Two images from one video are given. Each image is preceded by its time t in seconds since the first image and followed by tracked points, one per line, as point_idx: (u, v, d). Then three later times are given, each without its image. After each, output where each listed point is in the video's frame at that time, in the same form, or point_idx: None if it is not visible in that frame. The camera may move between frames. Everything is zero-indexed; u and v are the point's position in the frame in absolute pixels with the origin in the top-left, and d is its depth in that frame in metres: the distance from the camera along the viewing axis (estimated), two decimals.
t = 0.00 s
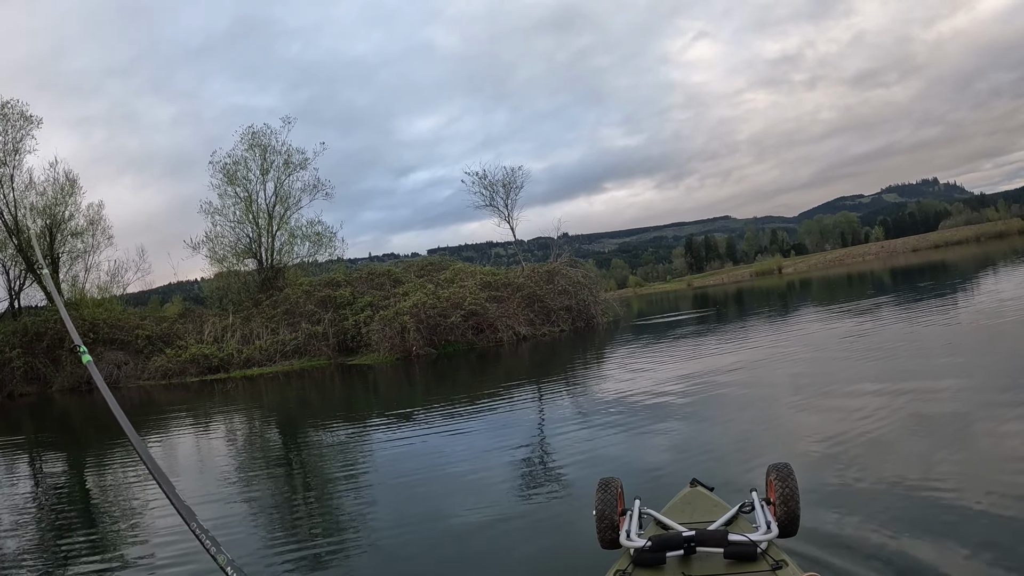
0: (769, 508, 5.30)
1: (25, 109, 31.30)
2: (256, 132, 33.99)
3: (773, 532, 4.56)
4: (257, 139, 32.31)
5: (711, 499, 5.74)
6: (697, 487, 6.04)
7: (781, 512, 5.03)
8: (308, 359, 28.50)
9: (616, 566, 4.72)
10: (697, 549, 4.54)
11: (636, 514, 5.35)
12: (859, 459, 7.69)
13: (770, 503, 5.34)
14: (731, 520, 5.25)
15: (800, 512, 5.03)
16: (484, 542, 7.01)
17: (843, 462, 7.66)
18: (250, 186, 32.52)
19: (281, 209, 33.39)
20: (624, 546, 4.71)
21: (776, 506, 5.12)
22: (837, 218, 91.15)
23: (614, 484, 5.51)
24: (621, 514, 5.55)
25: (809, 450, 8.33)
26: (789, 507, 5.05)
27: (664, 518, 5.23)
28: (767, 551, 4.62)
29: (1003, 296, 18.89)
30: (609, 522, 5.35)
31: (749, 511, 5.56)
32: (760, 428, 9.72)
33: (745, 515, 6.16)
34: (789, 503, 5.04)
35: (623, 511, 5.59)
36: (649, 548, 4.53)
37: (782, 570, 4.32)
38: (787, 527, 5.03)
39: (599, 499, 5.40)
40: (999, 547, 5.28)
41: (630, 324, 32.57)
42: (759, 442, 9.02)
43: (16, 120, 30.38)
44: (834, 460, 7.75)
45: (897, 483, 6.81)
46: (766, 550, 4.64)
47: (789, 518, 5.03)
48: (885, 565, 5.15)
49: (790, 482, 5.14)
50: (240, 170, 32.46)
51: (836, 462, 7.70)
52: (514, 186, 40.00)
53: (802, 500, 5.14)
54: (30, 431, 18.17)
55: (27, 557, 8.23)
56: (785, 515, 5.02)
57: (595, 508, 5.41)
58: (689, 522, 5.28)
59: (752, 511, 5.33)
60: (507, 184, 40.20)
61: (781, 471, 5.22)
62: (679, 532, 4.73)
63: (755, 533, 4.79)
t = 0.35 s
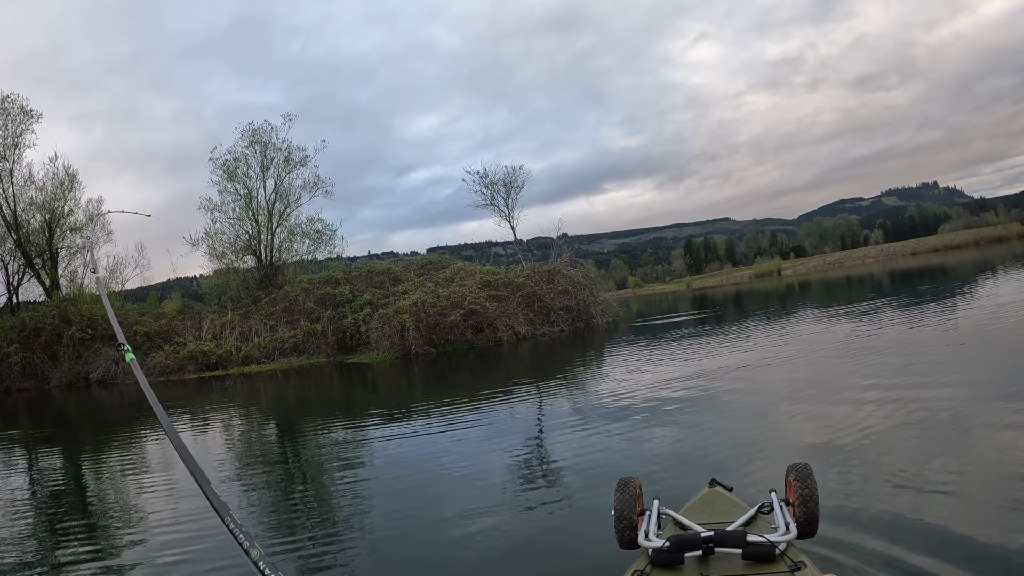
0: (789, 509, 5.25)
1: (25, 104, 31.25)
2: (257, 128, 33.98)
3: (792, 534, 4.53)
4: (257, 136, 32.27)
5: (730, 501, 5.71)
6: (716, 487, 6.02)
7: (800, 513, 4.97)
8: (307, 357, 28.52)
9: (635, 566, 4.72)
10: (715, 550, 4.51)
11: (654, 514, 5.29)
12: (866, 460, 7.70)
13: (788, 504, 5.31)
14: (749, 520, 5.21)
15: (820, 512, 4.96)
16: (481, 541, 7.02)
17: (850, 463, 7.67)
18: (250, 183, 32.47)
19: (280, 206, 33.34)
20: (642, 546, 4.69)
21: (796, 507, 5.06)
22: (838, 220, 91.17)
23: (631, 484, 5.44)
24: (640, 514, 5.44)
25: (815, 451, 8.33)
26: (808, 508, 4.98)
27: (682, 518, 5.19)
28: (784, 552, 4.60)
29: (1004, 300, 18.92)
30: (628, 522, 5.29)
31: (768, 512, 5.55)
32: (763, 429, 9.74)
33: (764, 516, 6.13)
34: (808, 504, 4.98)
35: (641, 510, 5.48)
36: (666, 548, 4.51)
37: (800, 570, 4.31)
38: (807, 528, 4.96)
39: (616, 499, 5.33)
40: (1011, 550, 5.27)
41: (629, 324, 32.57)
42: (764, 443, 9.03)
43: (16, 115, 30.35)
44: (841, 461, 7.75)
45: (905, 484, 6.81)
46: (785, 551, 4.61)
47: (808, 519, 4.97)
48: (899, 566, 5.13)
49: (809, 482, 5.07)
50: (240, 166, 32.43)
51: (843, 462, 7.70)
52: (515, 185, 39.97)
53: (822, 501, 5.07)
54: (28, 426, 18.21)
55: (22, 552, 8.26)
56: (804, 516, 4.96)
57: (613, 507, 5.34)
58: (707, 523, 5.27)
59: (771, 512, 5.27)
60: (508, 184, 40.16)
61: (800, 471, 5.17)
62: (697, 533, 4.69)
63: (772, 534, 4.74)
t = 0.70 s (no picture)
0: (805, 508, 5.26)
1: (22, 96, 31.10)
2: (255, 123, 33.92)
3: (808, 532, 4.48)
4: (255, 131, 32.19)
5: (747, 499, 5.70)
6: (732, 485, 6.02)
7: (817, 512, 4.99)
8: (301, 354, 28.50)
9: (651, 563, 4.68)
10: (732, 548, 4.42)
11: (671, 511, 5.26)
12: (869, 463, 7.70)
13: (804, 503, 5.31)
14: (765, 518, 5.24)
15: (837, 512, 4.98)
16: (474, 539, 7.03)
17: (846, 466, 7.72)
18: (246, 178, 32.36)
19: (277, 202, 33.28)
20: (658, 543, 4.66)
21: (812, 506, 5.08)
22: (833, 224, 91.53)
23: (649, 481, 5.46)
24: (657, 511, 5.44)
25: (818, 453, 8.33)
26: (825, 507, 5.01)
27: (699, 516, 5.11)
28: (800, 551, 4.55)
29: (997, 306, 19.04)
30: (644, 519, 5.30)
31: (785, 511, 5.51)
32: (764, 431, 9.75)
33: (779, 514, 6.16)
34: (825, 503, 5.00)
35: (658, 508, 5.48)
36: (683, 545, 4.48)
37: (816, 570, 4.25)
38: (823, 528, 5.00)
39: (634, 496, 5.36)
40: (1012, 555, 5.29)
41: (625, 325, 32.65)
42: (765, 445, 9.03)
43: (13, 106, 30.19)
44: (845, 464, 7.75)
45: (909, 488, 6.80)
46: (800, 549, 4.57)
47: (824, 519, 5.00)
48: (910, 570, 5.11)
49: (826, 482, 5.06)
50: (237, 161, 32.34)
51: (847, 465, 7.70)
52: (513, 184, 40.00)
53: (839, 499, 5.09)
54: (20, 419, 18.14)
55: (14, 543, 8.23)
56: (820, 516, 4.99)
57: (630, 504, 5.38)
58: (724, 521, 5.28)
59: (787, 511, 5.26)
60: (506, 183, 40.20)
61: (817, 470, 5.18)
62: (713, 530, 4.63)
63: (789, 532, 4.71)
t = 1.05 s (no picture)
0: (823, 509, 5.25)
1: (10, 89, 30.71)
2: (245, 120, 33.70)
3: (827, 533, 4.38)
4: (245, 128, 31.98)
5: (764, 498, 5.55)
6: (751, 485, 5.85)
7: (835, 514, 4.99)
8: (290, 353, 28.35)
9: (668, 562, 4.61)
10: (750, 548, 4.28)
11: (689, 509, 5.11)
12: (868, 468, 7.69)
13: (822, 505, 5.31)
14: (785, 520, 5.14)
15: (855, 514, 4.98)
16: (464, 540, 7.01)
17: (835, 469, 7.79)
18: (236, 175, 32.15)
19: (267, 199, 33.08)
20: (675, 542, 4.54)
21: (830, 507, 5.08)
22: (822, 228, 92.29)
23: (668, 479, 5.36)
24: (675, 510, 5.31)
25: (815, 457, 8.32)
26: (843, 509, 5.01)
27: (718, 514, 5.00)
28: (818, 553, 4.48)
29: (983, 311, 19.24)
30: (662, 518, 5.25)
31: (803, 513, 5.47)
32: (757, 434, 9.75)
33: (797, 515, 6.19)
34: (843, 505, 5.01)
35: (676, 506, 5.34)
36: (701, 545, 4.38)
37: (834, 571, 4.20)
38: (840, 530, 5.00)
39: (652, 494, 5.26)
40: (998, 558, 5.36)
41: (614, 327, 32.76)
42: (761, 448, 9.02)
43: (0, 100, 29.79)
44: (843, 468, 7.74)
45: (909, 494, 6.79)
46: (818, 551, 4.49)
47: (843, 521, 4.99)
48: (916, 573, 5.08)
49: (844, 483, 5.09)
50: (227, 158, 32.11)
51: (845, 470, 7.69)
52: (504, 185, 40.03)
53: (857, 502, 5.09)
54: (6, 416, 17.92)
55: None
56: (839, 517, 4.98)
57: (648, 502, 5.29)
58: (741, 521, 5.14)
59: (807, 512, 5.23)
60: (497, 183, 40.22)
61: (836, 472, 5.18)
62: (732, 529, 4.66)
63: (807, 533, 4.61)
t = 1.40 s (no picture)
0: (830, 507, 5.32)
1: None
2: (224, 118, 33.27)
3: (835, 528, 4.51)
4: (224, 126, 31.54)
5: (777, 498, 5.76)
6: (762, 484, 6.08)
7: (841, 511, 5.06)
8: (269, 353, 28.01)
9: (680, 556, 4.77)
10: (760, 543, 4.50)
11: (701, 507, 5.00)
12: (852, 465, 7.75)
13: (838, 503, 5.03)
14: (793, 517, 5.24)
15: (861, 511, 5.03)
16: (446, 539, 6.98)
17: (813, 467, 7.88)
18: (215, 174, 31.70)
19: (246, 198, 32.65)
20: (688, 537, 4.71)
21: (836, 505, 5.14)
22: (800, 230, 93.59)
23: (680, 475, 5.26)
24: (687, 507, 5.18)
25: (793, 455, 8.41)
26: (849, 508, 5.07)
27: (732, 513, 4.88)
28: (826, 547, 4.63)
29: (956, 312, 19.60)
30: (673, 514, 5.09)
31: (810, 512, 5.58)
32: (741, 432, 9.80)
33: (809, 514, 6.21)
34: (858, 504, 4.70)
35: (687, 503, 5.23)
36: (713, 540, 4.56)
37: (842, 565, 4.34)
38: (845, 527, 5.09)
39: (664, 490, 5.16)
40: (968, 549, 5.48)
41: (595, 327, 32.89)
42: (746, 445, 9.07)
43: None
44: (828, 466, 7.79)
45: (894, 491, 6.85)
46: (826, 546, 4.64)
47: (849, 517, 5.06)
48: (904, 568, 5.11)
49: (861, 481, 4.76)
50: (206, 157, 31.66)
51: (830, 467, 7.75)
52: (485, 185, 39.97)
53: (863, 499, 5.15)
54: None
55: None
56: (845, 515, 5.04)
57: (659, 498, 5.19)
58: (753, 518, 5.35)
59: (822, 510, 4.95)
60: (478, 183, 40.16)
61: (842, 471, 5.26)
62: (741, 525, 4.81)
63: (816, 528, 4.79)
